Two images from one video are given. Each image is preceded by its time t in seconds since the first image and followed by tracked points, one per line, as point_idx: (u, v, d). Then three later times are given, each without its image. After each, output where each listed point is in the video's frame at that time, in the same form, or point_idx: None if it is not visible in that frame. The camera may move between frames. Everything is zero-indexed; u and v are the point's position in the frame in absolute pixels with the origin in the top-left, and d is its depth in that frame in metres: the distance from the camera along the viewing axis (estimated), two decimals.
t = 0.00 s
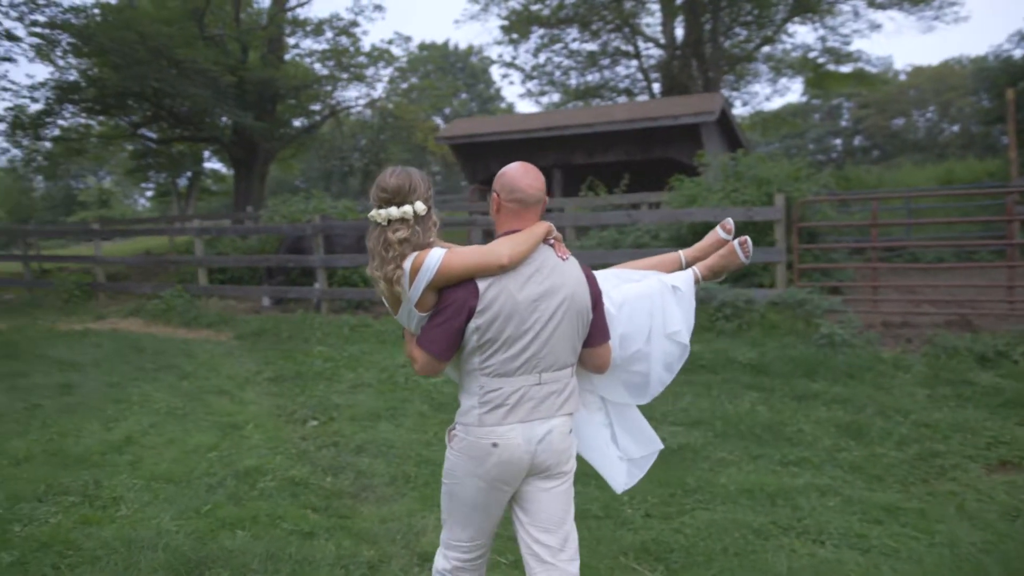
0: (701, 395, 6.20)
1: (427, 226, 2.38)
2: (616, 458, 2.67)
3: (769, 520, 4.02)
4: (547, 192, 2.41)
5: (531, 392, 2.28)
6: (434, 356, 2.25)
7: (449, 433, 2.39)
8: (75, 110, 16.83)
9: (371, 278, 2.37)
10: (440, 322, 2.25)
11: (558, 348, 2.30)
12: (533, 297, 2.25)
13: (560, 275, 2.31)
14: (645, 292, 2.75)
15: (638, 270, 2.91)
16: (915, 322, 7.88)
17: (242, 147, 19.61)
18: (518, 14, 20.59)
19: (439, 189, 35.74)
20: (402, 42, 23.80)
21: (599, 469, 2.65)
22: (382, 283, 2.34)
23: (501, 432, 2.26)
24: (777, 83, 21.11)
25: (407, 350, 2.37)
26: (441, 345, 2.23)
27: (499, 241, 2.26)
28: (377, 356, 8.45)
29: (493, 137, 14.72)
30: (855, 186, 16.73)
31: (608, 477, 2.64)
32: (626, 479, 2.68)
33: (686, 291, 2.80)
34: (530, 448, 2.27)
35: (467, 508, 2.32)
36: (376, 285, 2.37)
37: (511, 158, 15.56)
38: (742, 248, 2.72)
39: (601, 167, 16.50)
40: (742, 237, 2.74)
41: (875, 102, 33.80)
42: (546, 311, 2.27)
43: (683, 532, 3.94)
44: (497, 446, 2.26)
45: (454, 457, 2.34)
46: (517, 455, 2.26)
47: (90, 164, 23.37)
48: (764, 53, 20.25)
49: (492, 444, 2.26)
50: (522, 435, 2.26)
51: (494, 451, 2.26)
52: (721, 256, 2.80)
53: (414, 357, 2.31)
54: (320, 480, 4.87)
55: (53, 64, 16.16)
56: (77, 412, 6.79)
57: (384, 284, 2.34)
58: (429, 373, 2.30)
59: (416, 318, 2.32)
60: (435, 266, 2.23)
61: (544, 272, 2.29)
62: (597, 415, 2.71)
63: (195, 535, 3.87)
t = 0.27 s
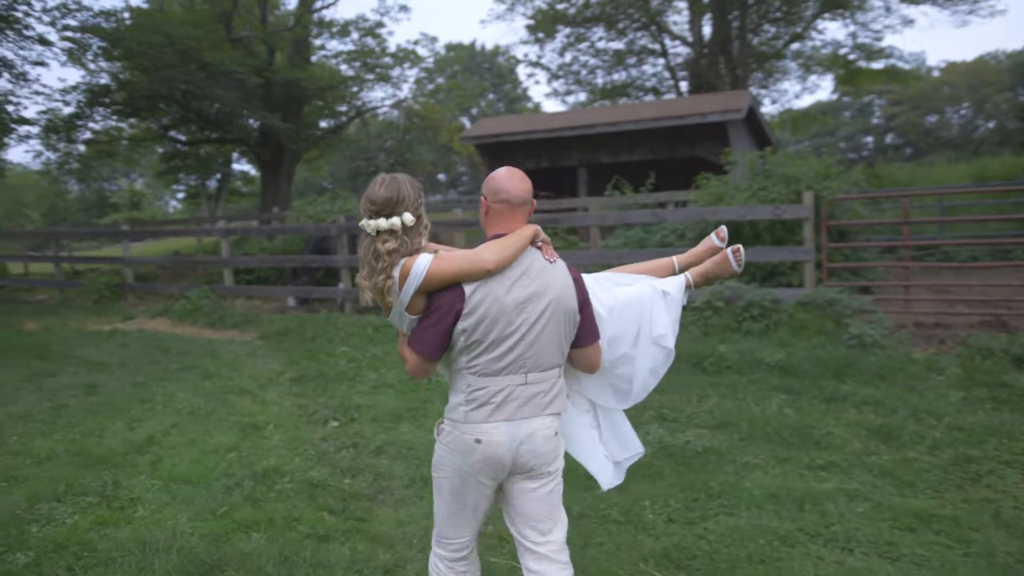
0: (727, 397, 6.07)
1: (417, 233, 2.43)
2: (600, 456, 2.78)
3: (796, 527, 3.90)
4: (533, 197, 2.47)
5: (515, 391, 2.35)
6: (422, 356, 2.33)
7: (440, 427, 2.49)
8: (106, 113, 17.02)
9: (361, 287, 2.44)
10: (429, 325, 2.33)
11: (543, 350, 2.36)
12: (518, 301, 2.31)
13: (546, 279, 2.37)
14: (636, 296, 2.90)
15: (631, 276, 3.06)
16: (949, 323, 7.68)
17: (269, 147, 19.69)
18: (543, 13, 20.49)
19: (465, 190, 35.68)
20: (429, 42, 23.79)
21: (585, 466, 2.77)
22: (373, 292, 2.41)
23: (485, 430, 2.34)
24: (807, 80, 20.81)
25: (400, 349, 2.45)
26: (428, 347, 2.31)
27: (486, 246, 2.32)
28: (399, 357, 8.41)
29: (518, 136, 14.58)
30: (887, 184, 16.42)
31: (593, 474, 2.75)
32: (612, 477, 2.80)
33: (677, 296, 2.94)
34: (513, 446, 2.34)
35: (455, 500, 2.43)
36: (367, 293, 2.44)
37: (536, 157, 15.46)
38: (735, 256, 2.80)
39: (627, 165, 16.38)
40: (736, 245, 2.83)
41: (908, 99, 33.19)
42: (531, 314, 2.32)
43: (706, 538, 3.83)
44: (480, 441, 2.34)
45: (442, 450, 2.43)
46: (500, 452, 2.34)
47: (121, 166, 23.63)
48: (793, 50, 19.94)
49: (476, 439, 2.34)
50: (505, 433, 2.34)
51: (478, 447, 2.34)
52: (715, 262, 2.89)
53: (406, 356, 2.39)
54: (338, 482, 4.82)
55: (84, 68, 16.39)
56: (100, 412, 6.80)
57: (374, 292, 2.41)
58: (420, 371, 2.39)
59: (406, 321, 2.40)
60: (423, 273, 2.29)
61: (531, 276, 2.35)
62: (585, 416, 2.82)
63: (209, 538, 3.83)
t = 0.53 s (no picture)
0: (753, 400, 5.94)
1: (409, 223, 2.51)
2: (586, 458, 2.78)
3: (823, 535, 3.78)
4: (528, 193, 2.50)
5: (508, 385, 2.38)
6: (415, 348, 2.38)
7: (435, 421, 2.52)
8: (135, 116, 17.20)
9: (355, 278, 2.53)
10: (422, 317, 2.38)
11: (535, 344, 2.39)
12: (508, 294, 2.34)
13: (537, 273, 2.40)
14: (633, 295, 2.90)
15: (628, 276, 3.05)
16: (983, 324, 7.48)
17: (295, 148, 19.76)
18: (568, 12, 20.35)
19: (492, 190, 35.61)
20: (454, 42, 23.75)
21: (570, 466, 2.77)
22: (367, 282, 2.50)
23: (478, 423, 2.37)
24: (837, 77, 20.48)
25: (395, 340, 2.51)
26: (422, 338, 2.37)
27: (476, 240, 2.36)
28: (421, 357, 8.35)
29: (542, 135, 14.52)
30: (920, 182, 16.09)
31: (580, 474, 2.76)
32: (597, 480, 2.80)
33: (671, 295, 2.94)
34: (505, 439, 2.37)
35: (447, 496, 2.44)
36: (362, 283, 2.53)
37: (561, 156, 15.35)
38: (732, 255, 2.91)
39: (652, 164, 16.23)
40: (733, 245, 2.94)
41: (941, 95, 32.59)
42: (522, 308, 2.36)
43: (730, 546, 3.72)
44: (473, 435, 2.37)
45: (438, 443, 2.47)
46: (493, 445, 2.37)
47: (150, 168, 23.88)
48: (823, 47, 19.64)
49: (470, 432, 2.38)
50: (497, 426, 2.37)
51: (471, 440, 2.37)
52: (713, 262, 2.97)
53: (400, 349, 2.45)
54: (356, 485, 4.76)
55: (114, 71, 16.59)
56: (123, 412, 6.83)
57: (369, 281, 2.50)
58: (415, 364, 2.45)
59: (400, 311, 2.45)
60: (414, 264, 2.35)
61: (523, 270, 2.38)
62: (573, 419, 2.81)
63: (224, 542, 3.79)
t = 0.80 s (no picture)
0: (778, 403, 5.81)
1: (412, 215, 2.62)
2: (581, 465, 2.85)
3: (849, 543, 3.67)
4: (528, 190, 2.60)
5: (506, 377, 2.48)
6: (416, 340, 2.49)
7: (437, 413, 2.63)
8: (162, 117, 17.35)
9: (360, 268, 2.63)
10: (422, 309, 2.49)
11: (532, 337, 2.49)
12: (505, 288, 2.44)
13: (534, 269, 2.49)
14: (639, 295, 2.94)
15: (634, 276, 3.10)
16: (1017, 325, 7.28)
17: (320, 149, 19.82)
18: (593, 10, 20.19)
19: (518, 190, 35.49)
20: (479, 41, 23.68)
21: (561, 469, 2.84)
22: (371, 271, 2.60)
23: (478, 414, 2.48)
24: (867, 74, 20.16)
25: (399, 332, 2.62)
26: (422, 330, 2.48)
27: (474, 234, 2.47)
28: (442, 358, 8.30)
29: (566, 134, 14.44)
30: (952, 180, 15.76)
31: (571, 478, 2.83)
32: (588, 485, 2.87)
33: (676, 296, 2.99)
34: (504, 429, 2.48)
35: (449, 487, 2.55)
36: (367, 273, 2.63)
37: (585, 155, 15.23)
38: (736, 256, 2.95)
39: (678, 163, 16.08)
40: (737, 245, 2.98)
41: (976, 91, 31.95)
42: (519, 302, 2.45)
43: (753, 555, 3.61)
44: (474, 426, 2.48)
45: (440, 435, 2.58)
46: (493, 434, 2.48)
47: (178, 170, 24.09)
48: (853, 43, 19.32)
49: (473, 424, 2.49)
50: (497, 417, 2.48)
51: (473, 431, 2.48)
52: (718, 264, 3.00)
53: (402, 341, 2.56)
54: (373, 488, 4.71)
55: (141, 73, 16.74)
56: (145, 412, 6.84)
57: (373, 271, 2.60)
58: (416, 356, 2.56)
59: (403, 302, 2.56)
60: (414, 256, 2.46)
61: (520, 265, 2.48)
62: (573, 419, 2.88)
63: (237, 545, 3.75)
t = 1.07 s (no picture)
0: (803, 405, 5.68)
1: (420, 216, 2.56)
2: (587, 466, 2.79)
3: (876, 551, 3.55)
4: (533, 195, 2.53)
5: (509, 379, 2.41)
6: (420, 342, 2.43)
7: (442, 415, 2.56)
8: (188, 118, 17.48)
9: (371, 268, 2.58)
10: (426, 311, 2.43)
11: (536, 338, 2.42)
12: (507, 292, 2.38)
13: (536, 271, 2.43)
14: (644, 297, 2.85)
15: (642, 278, 3.01)
16: None
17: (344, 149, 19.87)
18: (617, 8, 20.02)
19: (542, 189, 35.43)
20: (502, 41, 23.61)
21: (566, 470, 2.80)
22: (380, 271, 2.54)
23: (482, 414, 2.41)
24: (896, 70, 19.82)
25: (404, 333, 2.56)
26: (425, 332, 2.42)
27: (477, 238, 2.41)
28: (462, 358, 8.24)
29: (589, 133, 14.34)
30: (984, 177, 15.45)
31: (576, 480, 2.79)
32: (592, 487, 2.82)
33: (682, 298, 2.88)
34: (508, 430, 2.41)
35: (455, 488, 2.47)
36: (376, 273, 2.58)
37: (608, 154, 15.10)
38: (741, 258, 2.85)
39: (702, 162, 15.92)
40: (742, 248, 2.88)
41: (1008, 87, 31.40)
42: (521, 305, 2.39)
43: (775, 562, 3.50)
44: (479, 426, 2.41)
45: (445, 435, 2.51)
46: (497, 435, 2.41)
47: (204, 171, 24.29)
48: (881, 40, 19.01)
49: (477, 423, 2.41)
50: (501, 418, 2.40)
51: (477, 431, 2.41)
52: (723, 266, 2.90)
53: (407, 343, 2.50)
54: (389, 489, 4.66)
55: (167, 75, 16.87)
56: (166, 412, 6.84)
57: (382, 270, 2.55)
58: (420, 358, 2.50)
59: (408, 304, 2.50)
60: (418, 259, 2.40)
61: (522, 268, 2.41)
62: (582, 420, 2.84)
63: (250, 548, 3.72)
